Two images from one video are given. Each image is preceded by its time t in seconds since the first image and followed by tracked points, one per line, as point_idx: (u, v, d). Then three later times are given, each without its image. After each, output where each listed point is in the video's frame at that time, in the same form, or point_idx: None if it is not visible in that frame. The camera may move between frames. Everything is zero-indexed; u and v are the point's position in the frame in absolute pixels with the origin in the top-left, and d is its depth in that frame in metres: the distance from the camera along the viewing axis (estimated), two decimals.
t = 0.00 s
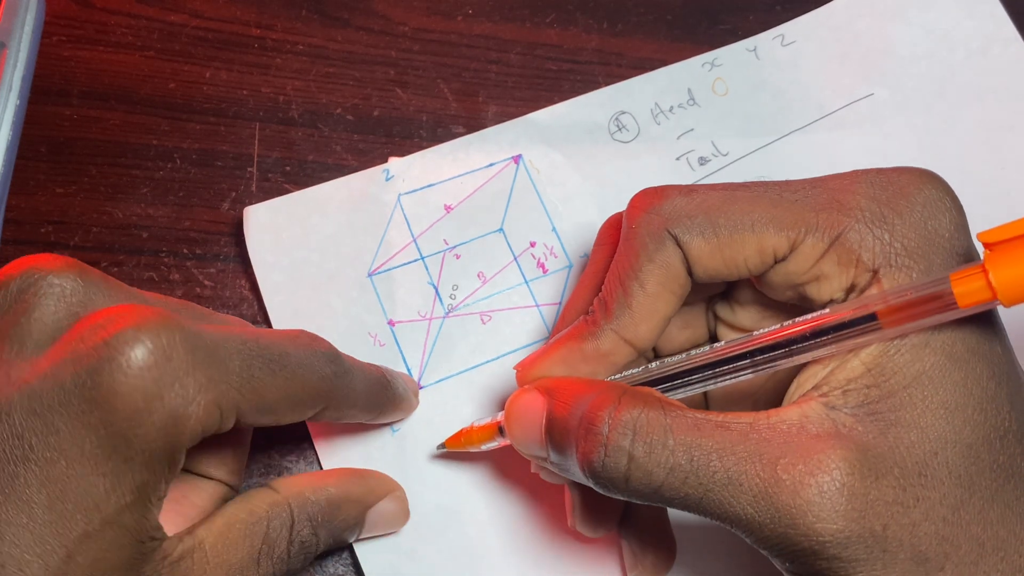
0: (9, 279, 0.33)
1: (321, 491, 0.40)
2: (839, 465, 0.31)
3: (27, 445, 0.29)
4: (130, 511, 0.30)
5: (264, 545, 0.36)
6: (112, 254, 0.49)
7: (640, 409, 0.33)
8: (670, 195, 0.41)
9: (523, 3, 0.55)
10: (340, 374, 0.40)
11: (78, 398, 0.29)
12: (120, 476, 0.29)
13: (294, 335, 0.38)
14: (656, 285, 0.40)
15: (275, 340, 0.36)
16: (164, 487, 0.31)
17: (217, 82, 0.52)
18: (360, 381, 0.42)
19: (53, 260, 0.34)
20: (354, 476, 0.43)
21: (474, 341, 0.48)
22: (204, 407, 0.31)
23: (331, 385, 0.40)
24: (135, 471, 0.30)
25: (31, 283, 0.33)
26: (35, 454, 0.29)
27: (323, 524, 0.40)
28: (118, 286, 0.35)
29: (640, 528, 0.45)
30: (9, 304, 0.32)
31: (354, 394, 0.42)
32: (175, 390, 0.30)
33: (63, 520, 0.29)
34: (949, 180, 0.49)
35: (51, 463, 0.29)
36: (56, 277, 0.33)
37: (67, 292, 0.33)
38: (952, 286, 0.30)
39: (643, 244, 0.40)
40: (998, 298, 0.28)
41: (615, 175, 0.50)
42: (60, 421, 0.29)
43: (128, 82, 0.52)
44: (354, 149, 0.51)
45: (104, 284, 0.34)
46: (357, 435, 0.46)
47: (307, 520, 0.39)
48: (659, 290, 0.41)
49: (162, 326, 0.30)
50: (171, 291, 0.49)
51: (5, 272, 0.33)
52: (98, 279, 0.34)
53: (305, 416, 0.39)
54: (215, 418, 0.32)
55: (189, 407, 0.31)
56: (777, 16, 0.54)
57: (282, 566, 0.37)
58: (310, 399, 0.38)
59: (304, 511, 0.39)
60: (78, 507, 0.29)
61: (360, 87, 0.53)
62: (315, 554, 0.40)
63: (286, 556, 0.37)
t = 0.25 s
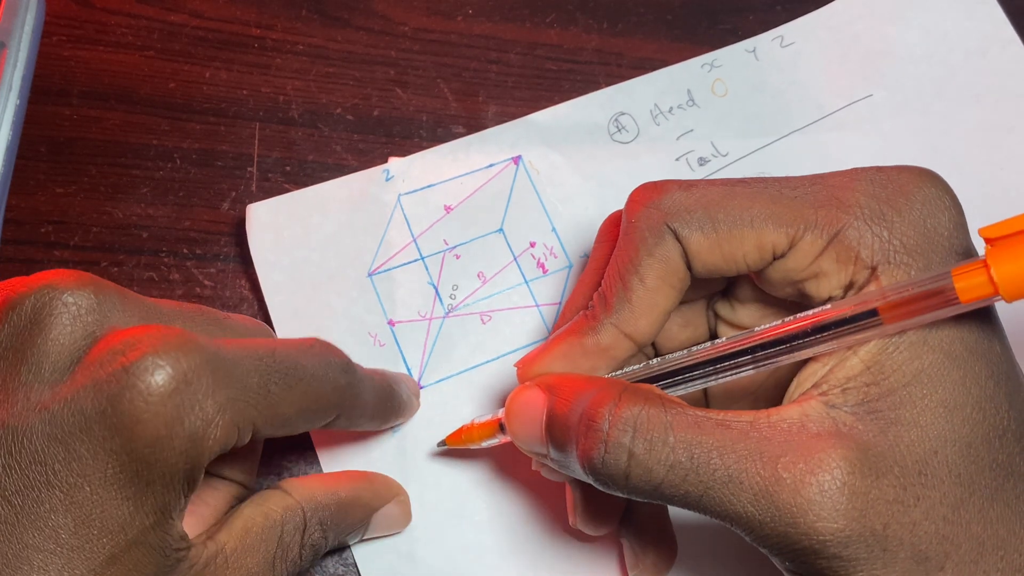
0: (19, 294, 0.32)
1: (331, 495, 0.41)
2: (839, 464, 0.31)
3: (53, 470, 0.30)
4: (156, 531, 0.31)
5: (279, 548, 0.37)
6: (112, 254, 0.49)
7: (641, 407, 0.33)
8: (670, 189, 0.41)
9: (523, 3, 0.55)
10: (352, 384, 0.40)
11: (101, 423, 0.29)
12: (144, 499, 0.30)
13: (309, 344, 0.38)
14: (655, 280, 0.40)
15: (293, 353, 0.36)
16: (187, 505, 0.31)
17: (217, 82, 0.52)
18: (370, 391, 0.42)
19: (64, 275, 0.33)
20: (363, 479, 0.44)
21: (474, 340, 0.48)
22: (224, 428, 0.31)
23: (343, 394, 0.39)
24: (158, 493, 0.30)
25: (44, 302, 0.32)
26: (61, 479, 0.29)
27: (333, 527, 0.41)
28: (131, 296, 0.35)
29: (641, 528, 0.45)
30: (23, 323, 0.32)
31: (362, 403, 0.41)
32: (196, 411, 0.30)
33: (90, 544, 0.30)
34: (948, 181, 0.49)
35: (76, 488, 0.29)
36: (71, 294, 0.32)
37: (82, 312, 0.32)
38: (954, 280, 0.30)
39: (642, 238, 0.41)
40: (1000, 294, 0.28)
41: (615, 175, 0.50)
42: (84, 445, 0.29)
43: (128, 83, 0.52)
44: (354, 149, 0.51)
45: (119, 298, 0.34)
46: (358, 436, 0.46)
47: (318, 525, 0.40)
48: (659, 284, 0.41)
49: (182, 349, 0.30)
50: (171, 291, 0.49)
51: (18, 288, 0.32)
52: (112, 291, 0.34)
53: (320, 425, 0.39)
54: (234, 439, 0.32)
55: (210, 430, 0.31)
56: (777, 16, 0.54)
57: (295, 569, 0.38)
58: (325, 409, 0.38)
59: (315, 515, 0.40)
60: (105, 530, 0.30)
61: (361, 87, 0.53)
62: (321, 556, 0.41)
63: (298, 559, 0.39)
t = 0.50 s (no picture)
0: (17, 285, 0.32)
1: (330, 491, 0.42)
2: (837, 468, 0.31)
3: (50, 457, 0.29)
4: (154, 518, 0.31)
5: (278, 542, 0.38)
6: (112, 254, 0.49)
7: (640, 412, 0.33)
8: (668, 191, 0.41)
9: (523, 3, 0.55)
10: (349, 381, 0.40)
11: (99, 410, 0.29)
12: (142, 485, 0.30)
13: (306, 338, 0.38)
14: (654, 282, 0.41)
15: (291, 345, 0.36)
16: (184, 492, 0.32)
17: (217, 82, 0.52)
18: (366, 389, 0.42)
19: (62, 266, 0.33)
20: (361, 476, 0.44)
21: (474, 341, 0.48)
22: (221, 415, 0.32)
23: (342, 388, 0.40)
24: (156, 480, 0.30)
25: (42, 293, 0.32)
26: (57, 466, 0.29)
27: (332, 523, 0.42)
28: (129, 288, 0.35)
29: (641, 528, 0.45)
30: (21, 313, 0.32)
31: (360, 402, 0.41)
32: (195, 398, 0.31)
33: (88, 531, 0.30)
34: (948, 181, 0.49)
35: (73, 474, 0.29)
36: (68, 284, 0.32)
37: (80, 302, 0.32)
38: (954, 283, 0.30)
39: (640, 239, 0.41)
40: (1000, 296, 0.28)
41: (615, 175, 0.50)
42: (81, 432, 0.29)
43: (128, 83, 0.52)
44: (354, 149, 0.51)
45: (115, 289, 0.34)
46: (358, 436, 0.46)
47: (317, 519, 0.41)
48: (657, 286, 0.41)
49: (179, 335, 0.30)
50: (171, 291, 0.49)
51: (15, 279, 0.32)
52: (110, 282, 0.34)
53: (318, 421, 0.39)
54: (232, 426, 0.32)
55: (207, 417, 0.31)
56: (777, 16, 0.54)
57: (293, 563, 0.39)
58: (324, 405, 0.38)
59: (314, 511, 0.40)
60: (101, 516, 0.30)
61: (360, 87, 0.53)
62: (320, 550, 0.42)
63: (296, 553, 0.39)
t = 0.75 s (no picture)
0: (13, 280, 0.32)
1: (329, 489, 0.42)
2: (836, 468, 0.31)
3: (44, 450, 0.29)
4: (149, 510, 0.31)
5: (276, 540, 0.38)
6: (112, 254, 0.49)
7: (639, 411, 0.33)
8: (667, 189, 0.41)
9: (523, 3, 0.55)
10: (349, 371, 0.40)
11: (93, 402, 0.29)
12: (138, 477, 0.30)
13: (305, 329, 0.38)
14: (653, 279, 0.41)
15: (288, 335, 0.36)
16: (181, 485, 0.32)
17: (217, 82, 0.52)
18: (367, 380, 0.42)
19: (58, 261, 0.33)
20: (360, 475, 0.44)
21: (474, 340, 0.48)
22: (217, 406, 0.31)
23: (342, 378, 0.39)
24: (151, 471, 0.30)
25: (37, 286, 0.32)
26: (51, 459, 0.29)
27: (330, 521, 0.42)
28: (125, 283, 0.35)
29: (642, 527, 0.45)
30: (18, 308, 0.32)
31: (360, 396, 0.41)
32: (191, 391, 0.31)
33: (83, 522, 0.30)
34: (948, 181, 0.49)
35: (68, 467, 0.29)
36: (64, 278, 0.32)
37: (75, 296, 0.32)
38: (952, 281, 0.30)
39: (639, 237, 0.41)
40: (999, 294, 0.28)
41: (616, 175, 0.50)
42: (76, 425, 0.29)
43: (128, 83, 0.52)
44: (354, 149, 0.51)
45: (112, 283, 0.34)
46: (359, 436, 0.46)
47: (316, 517, 0.41)
48: (657, 284, 0.41)
49: (173, 327, 0.30)
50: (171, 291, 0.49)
51: (12, 273, 0.33)
52: (106, 276, 0.34)
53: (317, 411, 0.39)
54: (230, 417, 0.32)
55: (202, 408, 0.31)
56: (777, 16, 0.54)
57: (291, 560, 0.39)
58: (323, 396, 0.38)
59: (313, 509, 0.40)
60: (97, 509, 0.30)
61: (361, 87, 0.53)
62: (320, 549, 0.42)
63: (295, 551, 0.39)
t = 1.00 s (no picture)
0: (15, 284, 0.32)
1: (329, 470, 0.43)
2: (836, 473, 0.31)
3: (48, 458, 0.29)
4: (154, 517, 0.31)
5: (278, 524, 0.39)
6: (112, 254, 0.49)
7: (643, 413, 0.33)
8: (671, 184, 0.41)
9: (523, 3, 0.54)
10: (344, 388, 0.41)
11: (99, 408, 0.29)
12: (143, 484, 0.30)
13: (303, 347, 0.39)
14: (657, 275, 0.40)
15: (287, 354, 0.37)
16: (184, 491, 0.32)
17: (217, 82, 0.52)
18: (361, 400, 0.42)
19: (61, 265, 0.33)
20: (361, 451, 0.45)
21: (474, 341, 0.48)
22: (220, 416, 0.32)
23: (336, 398, 0.40)
24: (156, 478, 0.30)
25: (41, 292, 0.32)
26: (55, 466, 0.29)
27: (332, 502, 0.43)
28: (127, 287, 0.35)
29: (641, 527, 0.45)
30: (19, 312, 0.32)
31: (354, 411, 0.42)
32: (197, 398, 0.31)
33: (88, 530, 0.30)
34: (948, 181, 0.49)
35: (73, 474, 0.29)
36: (68, 283, 0.32)
37: (79, 301, 0.32)
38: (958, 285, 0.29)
39: (643, 233, 0.40)
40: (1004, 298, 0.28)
41: (616, 175, 0.50)
42: (81, 432, 0.29)
43: (128, 83, 0.52)
44: (354, 149, 0.51)
45: (115, 288, 0.34)
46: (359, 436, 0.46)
47: (317, 498, 0.42)
48: (659, 280, 0.41)
49: (181, 334, 0.30)
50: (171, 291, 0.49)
51: (13, 278, 0.32)
52: (109, 281, 0.34)
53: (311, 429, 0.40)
54: (229, 429, 0.33)
55: (206, 416, 0.31)
56: (778, 16, 0.54)
57: (296, 542, 0.40)
58: (318, 413, 0.39)
59: (313, 489, 0.42)
60: (102, 516, 0.30)
61: (360, 87, 0.53)
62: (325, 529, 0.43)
63: (299, 533, 0.41)
